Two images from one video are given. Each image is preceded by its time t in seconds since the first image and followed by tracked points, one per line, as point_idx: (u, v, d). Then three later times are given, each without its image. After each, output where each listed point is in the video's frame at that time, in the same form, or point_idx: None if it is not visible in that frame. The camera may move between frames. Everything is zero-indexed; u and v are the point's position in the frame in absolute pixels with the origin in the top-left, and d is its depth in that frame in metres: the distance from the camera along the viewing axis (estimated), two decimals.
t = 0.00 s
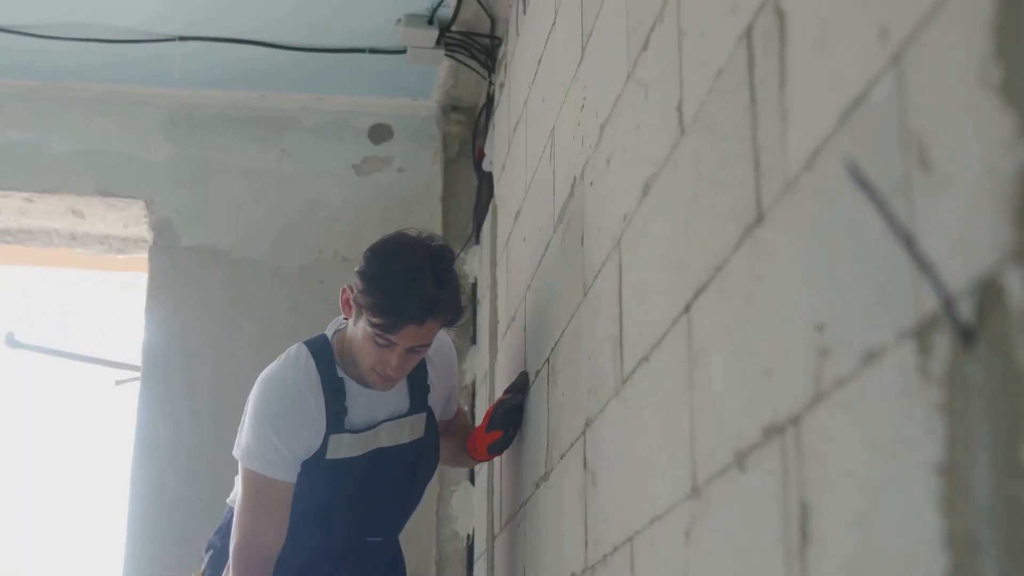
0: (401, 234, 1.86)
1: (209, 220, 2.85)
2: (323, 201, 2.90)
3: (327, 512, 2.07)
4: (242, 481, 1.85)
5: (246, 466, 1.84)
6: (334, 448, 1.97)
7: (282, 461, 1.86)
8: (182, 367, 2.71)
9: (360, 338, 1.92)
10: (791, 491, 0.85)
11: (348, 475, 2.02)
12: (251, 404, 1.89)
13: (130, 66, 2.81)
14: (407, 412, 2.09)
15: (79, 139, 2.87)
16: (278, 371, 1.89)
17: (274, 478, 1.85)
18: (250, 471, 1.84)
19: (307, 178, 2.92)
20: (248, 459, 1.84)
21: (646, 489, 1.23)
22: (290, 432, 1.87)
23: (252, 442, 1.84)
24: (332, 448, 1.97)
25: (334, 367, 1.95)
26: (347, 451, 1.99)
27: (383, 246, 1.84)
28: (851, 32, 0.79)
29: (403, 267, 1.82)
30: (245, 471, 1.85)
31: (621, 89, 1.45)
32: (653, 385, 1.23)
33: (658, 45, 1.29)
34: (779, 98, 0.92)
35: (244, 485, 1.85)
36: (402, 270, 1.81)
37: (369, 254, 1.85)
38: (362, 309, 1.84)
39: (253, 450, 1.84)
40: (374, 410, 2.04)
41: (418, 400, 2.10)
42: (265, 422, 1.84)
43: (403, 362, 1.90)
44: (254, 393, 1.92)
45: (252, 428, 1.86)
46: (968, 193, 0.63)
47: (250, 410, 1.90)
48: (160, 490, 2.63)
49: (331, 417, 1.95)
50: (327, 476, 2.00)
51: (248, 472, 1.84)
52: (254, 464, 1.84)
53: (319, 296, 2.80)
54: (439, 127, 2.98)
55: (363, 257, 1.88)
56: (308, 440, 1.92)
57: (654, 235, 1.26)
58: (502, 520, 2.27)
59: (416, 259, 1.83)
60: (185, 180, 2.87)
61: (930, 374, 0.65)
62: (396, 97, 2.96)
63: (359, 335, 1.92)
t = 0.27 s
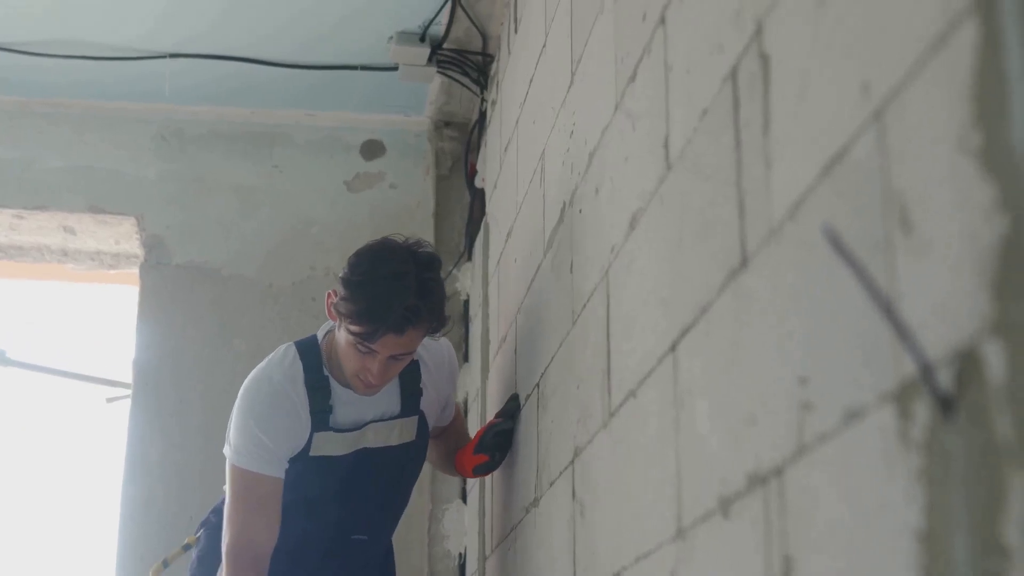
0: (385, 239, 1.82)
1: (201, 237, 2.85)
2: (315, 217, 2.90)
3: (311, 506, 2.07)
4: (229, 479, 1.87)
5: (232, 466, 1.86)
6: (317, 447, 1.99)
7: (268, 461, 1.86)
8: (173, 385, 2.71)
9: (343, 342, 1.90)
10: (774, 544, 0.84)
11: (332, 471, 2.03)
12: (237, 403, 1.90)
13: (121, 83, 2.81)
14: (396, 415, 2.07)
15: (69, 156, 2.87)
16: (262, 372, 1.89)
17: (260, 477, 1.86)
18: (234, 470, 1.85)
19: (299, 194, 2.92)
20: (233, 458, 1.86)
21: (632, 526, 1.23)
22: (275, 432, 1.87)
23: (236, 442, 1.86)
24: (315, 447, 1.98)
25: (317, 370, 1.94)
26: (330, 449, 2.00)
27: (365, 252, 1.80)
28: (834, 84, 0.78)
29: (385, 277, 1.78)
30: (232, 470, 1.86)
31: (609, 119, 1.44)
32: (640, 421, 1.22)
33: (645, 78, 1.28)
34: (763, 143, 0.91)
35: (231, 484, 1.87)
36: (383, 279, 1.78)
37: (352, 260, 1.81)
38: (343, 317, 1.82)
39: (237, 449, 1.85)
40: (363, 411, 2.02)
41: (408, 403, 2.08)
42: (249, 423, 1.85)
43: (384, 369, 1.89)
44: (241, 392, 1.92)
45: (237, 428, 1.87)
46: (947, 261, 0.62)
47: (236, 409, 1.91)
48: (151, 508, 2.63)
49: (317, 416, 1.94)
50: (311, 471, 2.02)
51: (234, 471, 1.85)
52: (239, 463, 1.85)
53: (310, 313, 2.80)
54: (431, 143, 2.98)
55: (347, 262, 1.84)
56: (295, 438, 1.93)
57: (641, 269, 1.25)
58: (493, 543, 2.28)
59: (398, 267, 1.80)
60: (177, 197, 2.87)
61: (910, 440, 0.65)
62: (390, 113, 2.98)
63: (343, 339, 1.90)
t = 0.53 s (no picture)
0: (369, 236, 1.87)
1: (189, 258, 2.84)
2: (305, 239, 2.89)
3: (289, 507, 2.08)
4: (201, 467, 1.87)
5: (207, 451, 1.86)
6: (295, 450, 2.00)
7: (242, 451, 1.87)
8: (161, 408, 2.69)
9: (325, 341, 1.94)
10: None
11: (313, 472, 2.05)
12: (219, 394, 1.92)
13: (110, 104, 2.81)
14: (378, 424, 2.09)
15: (58, 177, 2.86)
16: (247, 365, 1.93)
17: (233, 466, 1.86)
18: (209, 456, 1.85)
19: (289, 216, 2.91)
20: (210, 444, 1.86)
21: None
22: (254, 424, 1.89)
23: (215, 428, 1.87)
24: (293, 447, 2.00)
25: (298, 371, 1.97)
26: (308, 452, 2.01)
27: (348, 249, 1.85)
28: (817, 157, 0.78)
29: (369, 272, 1.84)
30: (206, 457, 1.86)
31: (597, 160, 1.44)
32: (625, 470, 1.22)
33: (632, 123, 1.28)
34: (747, 208, 0.90)
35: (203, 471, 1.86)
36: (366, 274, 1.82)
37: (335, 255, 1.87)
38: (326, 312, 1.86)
39: (215, 436, 1.86)
40: (345, 417, 2.05)
41: (390, 412, 2.10)
42: (230, 411, 1.87)
43: (367, 368, 1.91)
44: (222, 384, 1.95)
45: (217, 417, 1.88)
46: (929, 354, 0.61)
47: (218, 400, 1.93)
48: (139, 531, 2.61)
49: (296, 416, 1.97)
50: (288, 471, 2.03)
51: (208, 457, 1.85)
52: (214, 450, 1.85)
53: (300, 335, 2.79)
54: (421, 164, 2.98)
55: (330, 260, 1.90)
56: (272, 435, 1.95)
57: (627, 317, 1.25)
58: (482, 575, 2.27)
59: (381, 264, 1.85)
60: (165, 218, 2.86)
61: (892, 532, 0.64)
62: (381, 134, 2.98)
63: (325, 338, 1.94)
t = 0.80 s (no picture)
0: (318, 236, 2.02)
1: (178, 288, 2.84)
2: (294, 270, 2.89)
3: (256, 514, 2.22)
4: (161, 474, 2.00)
5: (167, 459, 1.99)
6: (264, 457, 2.16)
7: (202, 458, 2.02)
8: (149, 441, 2.68)
9: (285, 340, 2.08)
10: None
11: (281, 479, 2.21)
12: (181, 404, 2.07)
13: (98, 136, 2.80)
14: (345, 430, 2.29)
15: (47, 208, 2.86)
16: (208, 375, 2.08)
17: (192, 472, 2.00)
18: (169, 463, 1.99)
19: (278, 247, 2.91)
20: (170, 452, 2.00)
21: None
22: (214, 432, 2.04)
23: (176, 438, 2.01)
24: (263, 457, 2.16)
25: (259, 372, 2.14)
26: (277, 459, 2.18)
27: (297, 251, 2.00)
28: (808, 256, 0.76)
29: (321, 270, 1.97)
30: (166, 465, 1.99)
31: (586, 215, 1.42)
32: (613, 536, 1.21)
33: (621, 185, 1.26)
34: (737, 294, 0.89)
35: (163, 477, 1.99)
36: (318, 271, 1.96)
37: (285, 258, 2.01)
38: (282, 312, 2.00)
39: (175, 444, 2.00)
40: (311, 424, 2.25)
41: (355, 417, 2.30)
42: (191, 420, 2.02)
43: (328, 362, 2.05)
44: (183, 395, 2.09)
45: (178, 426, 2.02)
46: (923, 482, 0.60)
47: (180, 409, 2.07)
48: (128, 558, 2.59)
49: (263, 421, 2.14)
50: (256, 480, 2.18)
51: (168, 465, 1.99)
52: (174, 458, 1.99)
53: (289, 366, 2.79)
54: (412, 194, 2.98)
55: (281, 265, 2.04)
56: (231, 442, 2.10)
57: (616, 380, 1.24)
58: None
59: (332, 260, 1.99)
60: (154, 247, 2.87)
61: None
62: (372, 165, 2.99)
63: (285, 338, 2.08)
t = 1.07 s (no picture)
0: (283, 232, 1.99)
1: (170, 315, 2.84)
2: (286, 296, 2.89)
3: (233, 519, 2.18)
4: (121, 478, 1.93)
5: (128, 463, 1.92)
6: (244, 462, 2.12)
7: (166, 464, 1.95)
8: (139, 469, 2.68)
9: (254, 341, 2.05)
10: None
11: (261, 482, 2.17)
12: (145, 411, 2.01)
13: (89, 161, 2.80)
14: (313, 425, 2.27)
15: (37, 233, 2.86)
16: (173, 381, 2.03)
17: (155, 478, 1.93)
18: (130, 467, 1.92)
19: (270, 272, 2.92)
20: (131, 456, 1.93)
21: None
22: (179, 439, 1.98)
23: (139, 443, 1.95)
24: (243, 462, 2.12)
25: (228, 375, 2.10)
26: (256, 462, 2.14)
27: (262, 249, 1.97)
28: (804, 340, 0.75)
29: (289, 267, 1.95)
30: (126, 470, 1.92)
31: (579, 261, 1.41)
32: None
33: (614, 236, 1.25)
34: (732, 368, 0.88)
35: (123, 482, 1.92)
36: (286, 268, 1.94)
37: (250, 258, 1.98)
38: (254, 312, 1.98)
39: (137, 449, 1.94)
40: (280, 423, 2.23)
41: (323, 412, 2.28)
42: (156, 425, 1.96)
43: (302, 359, 2.04)
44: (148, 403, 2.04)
45: (141, 431, 1.97)
46: None
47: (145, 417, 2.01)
48: None
49: (237, 425, 2.10)
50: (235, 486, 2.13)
51: (128, 469, 1.92)
52: (135, 462, 1.92)
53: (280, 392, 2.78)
54: (404, 218, 2.98)
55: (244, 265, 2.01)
56: (198, 452, 2.04)
57: (610, 434, 1.23)
58: None
59: (300, 257, 1.97)
60: (145, 272, 2.87)
61: None
62: (365, 189, 2.99)
63: (253, 339, 2.05)
